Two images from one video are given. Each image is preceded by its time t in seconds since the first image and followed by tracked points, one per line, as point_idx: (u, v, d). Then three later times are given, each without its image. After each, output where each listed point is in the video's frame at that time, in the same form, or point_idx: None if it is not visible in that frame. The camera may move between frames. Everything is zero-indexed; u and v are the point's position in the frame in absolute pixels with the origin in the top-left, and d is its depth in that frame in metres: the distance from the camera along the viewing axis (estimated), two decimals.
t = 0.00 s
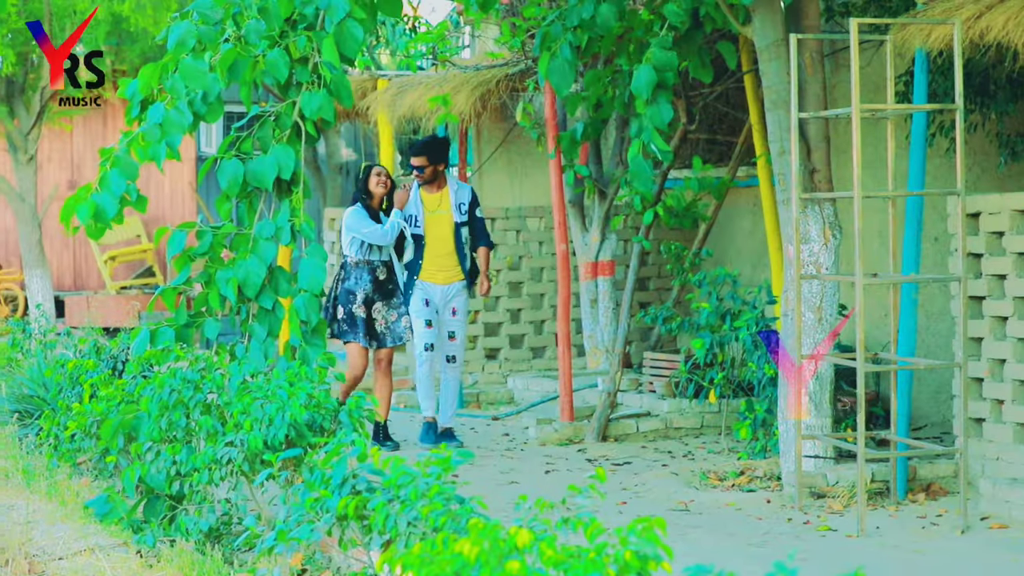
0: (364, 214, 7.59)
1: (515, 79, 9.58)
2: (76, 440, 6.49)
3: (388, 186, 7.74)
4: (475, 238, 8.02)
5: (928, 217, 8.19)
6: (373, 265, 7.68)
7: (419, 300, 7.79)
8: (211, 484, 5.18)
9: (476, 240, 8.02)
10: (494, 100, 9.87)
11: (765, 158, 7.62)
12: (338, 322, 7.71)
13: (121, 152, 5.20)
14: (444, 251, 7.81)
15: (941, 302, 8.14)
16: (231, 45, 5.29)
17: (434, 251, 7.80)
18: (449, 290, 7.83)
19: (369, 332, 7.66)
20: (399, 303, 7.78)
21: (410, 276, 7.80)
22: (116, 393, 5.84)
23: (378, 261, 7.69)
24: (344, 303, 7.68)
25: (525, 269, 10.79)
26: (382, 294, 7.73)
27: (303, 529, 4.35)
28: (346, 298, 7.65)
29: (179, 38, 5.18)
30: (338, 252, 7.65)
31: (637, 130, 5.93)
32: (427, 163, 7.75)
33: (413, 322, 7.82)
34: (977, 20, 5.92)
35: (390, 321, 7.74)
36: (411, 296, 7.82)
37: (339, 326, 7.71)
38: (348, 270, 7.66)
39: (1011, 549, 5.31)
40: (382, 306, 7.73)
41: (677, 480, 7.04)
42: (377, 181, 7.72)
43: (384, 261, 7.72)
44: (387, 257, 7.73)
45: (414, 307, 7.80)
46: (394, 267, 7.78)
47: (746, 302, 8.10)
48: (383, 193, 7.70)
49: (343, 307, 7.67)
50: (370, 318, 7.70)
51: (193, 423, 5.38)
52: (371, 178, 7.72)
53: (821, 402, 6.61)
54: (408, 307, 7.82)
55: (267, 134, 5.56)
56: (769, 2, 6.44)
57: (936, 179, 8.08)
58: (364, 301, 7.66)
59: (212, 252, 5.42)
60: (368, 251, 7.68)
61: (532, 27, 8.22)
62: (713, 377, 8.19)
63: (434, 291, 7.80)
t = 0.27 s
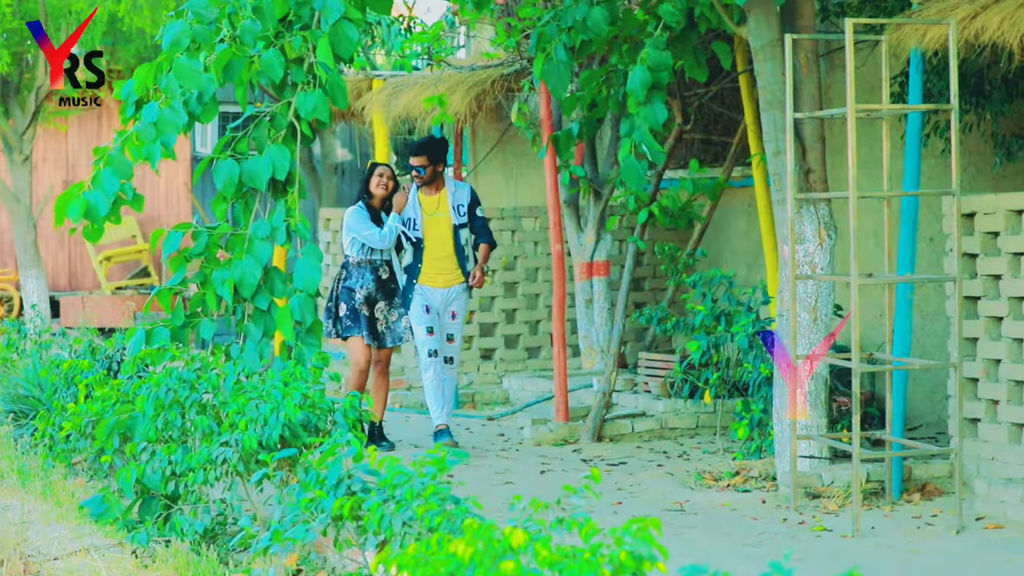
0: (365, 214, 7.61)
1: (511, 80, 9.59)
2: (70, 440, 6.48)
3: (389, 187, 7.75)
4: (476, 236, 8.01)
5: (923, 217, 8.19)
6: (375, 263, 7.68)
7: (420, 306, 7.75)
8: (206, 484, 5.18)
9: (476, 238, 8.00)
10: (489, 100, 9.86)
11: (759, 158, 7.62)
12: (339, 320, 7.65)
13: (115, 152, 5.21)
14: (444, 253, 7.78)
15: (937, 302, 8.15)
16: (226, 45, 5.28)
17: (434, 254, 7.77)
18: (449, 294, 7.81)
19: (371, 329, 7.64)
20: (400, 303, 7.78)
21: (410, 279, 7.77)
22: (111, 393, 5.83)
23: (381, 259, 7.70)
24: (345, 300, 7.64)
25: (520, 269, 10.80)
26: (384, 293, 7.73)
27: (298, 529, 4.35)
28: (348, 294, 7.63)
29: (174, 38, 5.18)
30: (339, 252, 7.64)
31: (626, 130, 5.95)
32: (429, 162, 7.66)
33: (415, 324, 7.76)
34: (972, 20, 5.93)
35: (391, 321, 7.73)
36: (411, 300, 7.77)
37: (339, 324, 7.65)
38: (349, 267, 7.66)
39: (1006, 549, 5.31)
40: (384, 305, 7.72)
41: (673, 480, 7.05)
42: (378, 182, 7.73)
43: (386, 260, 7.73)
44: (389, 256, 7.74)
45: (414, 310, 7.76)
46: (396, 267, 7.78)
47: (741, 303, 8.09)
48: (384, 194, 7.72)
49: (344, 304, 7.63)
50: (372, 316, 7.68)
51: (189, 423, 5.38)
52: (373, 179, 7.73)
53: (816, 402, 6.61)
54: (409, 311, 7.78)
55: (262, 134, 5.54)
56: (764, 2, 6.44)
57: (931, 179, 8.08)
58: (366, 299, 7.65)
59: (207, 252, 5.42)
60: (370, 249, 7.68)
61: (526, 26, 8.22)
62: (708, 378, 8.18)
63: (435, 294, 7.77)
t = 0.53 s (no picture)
0: (364, 218, 7.63)
1: (506, 79, 9.58)
2: (65, 440, 6.47)
3: (388, 190, 7.73)
4: (476, 237, 7.80)
5: (918, 217, 8.20)
6: (375, 266, 7.76)
7: (420, 312, 7.64)
8: (201, 484, 5.17)
9: (476, 239, 7.79)
10: (483, 100, 9.85)
11: (755, 158, 7.63)
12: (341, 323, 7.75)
13: (111, 152, 5.22)
14: (443, 257, 7.64)
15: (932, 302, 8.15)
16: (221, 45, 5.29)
17: (433, 258, 7.64)
18: (449, 298, 7.67)
19: (371, 332, 7.73)
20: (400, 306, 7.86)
21: (409, 284, 7.67)
22: (106, 393, 5.83)
23: (381, 262, 7.77)
24: (346, 303, 7.74)
25: (514, 269, 10.80)
26: (384, 296, 7.81)
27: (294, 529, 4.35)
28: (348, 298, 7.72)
29: (169, 37, 5.15)
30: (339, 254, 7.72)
31: (620, 129, 5.95)
32: (426, 166, 7.58)
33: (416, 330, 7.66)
34: (967, 20, 5.94)
35: (391, 324, 7.83)
36: (410, 305, 7.67)
37: (341, 327, 7.75)
38: (350, 270, 7.74)
39: (1000, 548, 5.31)
40: (384, 307, 7.81)
41: (668, 480, 7.05)
42: (378, 185, 7.72)
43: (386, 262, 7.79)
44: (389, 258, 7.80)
45: (414, 316, 7.66)
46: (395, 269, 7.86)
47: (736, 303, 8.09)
48: (383, 197, 7.70)
49: (345, 307, 7.73)
50: (372, 319, 7.76)
51: (184, 422, 5.37)
52: (373, 181, 7.73)
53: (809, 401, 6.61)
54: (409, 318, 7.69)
55: (257, 134, 5.53)
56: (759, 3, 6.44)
57: (926, 180, 8.09)
58: (366, 302, 7.73)
59: (202, 252, 5.41)
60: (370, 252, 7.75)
61: (521, 27, 8.21)
62: (703, 377, 8.19)
63: (434, 299, 7.64)
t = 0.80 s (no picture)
0: (363, 222, 7.56)
1: (499, 79, 9.59)
2: (59, 440, 6.47)
3: (385, 193, 7.68)
4: (472, 234, 7.78)
5: (911, 217, 8.21)
6: (375, 270, 7.65)
7: (418, 312, 7.63)
8: (194, 484, 5.16)
9: (471, 236, 7.77)
10: (477, 100, 9.85)
11: (749, 158, 7.64)
12: (342, 329, 7.59)
13: (107, 153, 5.20)
14: (441, 254, 7.65)
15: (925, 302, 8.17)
16: (215, 45, 5.31)
17: (430, 256, 7.64)
18: (449, 298, 7.67)
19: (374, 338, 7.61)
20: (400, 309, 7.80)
21: (408, 283, 7.66)
22: (99, 393, 5.82)
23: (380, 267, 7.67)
24: (347, 309, 7.58)
25: (508, 269, 10.80)
26: (384, 300, 7.72)
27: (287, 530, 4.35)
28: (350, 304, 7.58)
29: (164, 38, 5.15)
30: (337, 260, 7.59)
31: (619, 131, 5.90)
32: (421, 163, 7.60)
33: (416, 330, 7.65)
34: (961, 20, 5.94)
35: (391, 327, 7.75)
36: (410, 305, 7.66)
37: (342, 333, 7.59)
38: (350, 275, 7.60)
39: (993, 548, 5.32)
40: (385, 311, 7.72)
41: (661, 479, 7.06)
42: (375, 187, 7.64)
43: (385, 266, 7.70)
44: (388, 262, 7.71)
45: (415, 316, 7.65)
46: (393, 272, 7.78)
47: (729, 303, 8.10)
48: (380, 200, 7.64)
49: (346, 313, 7.57)
50: (373, 324, 7.65)
51: (177, 422, 5.36)
52: (369, 184, 7.63)
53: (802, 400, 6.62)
54: (409, 318, 7.68)
55: (250, 134, 5.53)
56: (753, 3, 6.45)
57: (919, 180, 8.11)
58: (367, 307, 7.62)
59: (195, 251, 5.40)
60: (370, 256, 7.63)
61: (515, 27, 8.20)
62: (696, 377, 8.20)
63: (433, 298, 7.64)
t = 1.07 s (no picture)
0: (361, 222, 7.35)
1: (495, 79, 9.59)
2: (54, 440, 6.46)
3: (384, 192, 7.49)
4: (470, 234, 7.75)
5: (906, 217, 8.21)
6: (373, 271, 7.47)
7: (416, 313, 7.72)
8: (189, 484, 5.15)
9: (469, 234, 7.75)
10: (473, 99, 9.85)
11: (745, 158, 7.64)
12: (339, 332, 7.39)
13: (106, 155, 5.18)
14: (439, 253, 7.69)
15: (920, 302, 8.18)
16: (209, 45, 5.32)
17: (427, 256, 7.69)
18: (447, 295, 7.70)
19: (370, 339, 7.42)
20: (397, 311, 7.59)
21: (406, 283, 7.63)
22: (95, 393, 5.81)
23: (378, 268, 7.48)
24: (343, 310, 7.40)
25: (504, 269, 10.80)
26: (381, 302, 7.52)
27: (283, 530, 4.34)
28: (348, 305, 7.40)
29: (161, 39, 5.16)
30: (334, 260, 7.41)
31: (615, 133, 5.93)
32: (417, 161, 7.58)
33: (415, 330, 7.72)
34: (956, 20, 5.97)
35: (388, 329, 7.54)
36: (410, 306, 7.76)
37: (339, 337, 7.40)
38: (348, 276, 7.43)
39: (988, 548, 5.33)
40: (382, 313, 7.51)
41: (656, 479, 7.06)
42: (374, 187, 7.47)
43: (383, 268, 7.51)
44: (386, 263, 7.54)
45: (414, 316, 7.73)
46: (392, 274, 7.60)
47: (724, 303, 8.10)
48: (379, 200, 7.47)
49: (343, 315, 7.39)
50: (369, 325, 7.46)
51: (172, 423, 5.35)
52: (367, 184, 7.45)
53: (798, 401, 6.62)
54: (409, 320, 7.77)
55: (245, 134, 5.52)
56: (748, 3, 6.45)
57: (914, 180, 8.12)
58: (364, 307, 7.43)
59: (190, 252, 5.39)
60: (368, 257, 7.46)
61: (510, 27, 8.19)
62: (692, 378, 8.18)
63: (431, 297, 7.71)
